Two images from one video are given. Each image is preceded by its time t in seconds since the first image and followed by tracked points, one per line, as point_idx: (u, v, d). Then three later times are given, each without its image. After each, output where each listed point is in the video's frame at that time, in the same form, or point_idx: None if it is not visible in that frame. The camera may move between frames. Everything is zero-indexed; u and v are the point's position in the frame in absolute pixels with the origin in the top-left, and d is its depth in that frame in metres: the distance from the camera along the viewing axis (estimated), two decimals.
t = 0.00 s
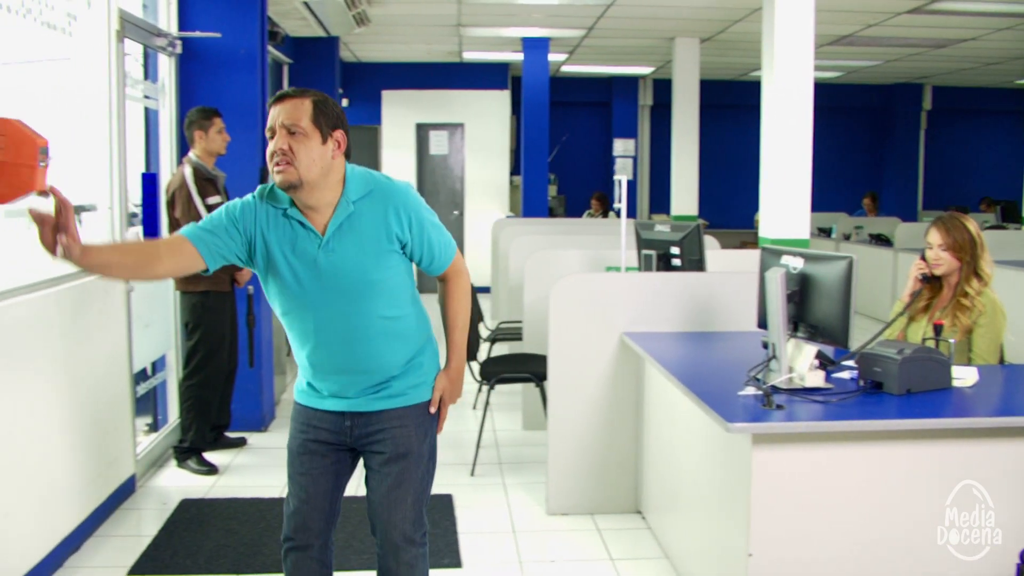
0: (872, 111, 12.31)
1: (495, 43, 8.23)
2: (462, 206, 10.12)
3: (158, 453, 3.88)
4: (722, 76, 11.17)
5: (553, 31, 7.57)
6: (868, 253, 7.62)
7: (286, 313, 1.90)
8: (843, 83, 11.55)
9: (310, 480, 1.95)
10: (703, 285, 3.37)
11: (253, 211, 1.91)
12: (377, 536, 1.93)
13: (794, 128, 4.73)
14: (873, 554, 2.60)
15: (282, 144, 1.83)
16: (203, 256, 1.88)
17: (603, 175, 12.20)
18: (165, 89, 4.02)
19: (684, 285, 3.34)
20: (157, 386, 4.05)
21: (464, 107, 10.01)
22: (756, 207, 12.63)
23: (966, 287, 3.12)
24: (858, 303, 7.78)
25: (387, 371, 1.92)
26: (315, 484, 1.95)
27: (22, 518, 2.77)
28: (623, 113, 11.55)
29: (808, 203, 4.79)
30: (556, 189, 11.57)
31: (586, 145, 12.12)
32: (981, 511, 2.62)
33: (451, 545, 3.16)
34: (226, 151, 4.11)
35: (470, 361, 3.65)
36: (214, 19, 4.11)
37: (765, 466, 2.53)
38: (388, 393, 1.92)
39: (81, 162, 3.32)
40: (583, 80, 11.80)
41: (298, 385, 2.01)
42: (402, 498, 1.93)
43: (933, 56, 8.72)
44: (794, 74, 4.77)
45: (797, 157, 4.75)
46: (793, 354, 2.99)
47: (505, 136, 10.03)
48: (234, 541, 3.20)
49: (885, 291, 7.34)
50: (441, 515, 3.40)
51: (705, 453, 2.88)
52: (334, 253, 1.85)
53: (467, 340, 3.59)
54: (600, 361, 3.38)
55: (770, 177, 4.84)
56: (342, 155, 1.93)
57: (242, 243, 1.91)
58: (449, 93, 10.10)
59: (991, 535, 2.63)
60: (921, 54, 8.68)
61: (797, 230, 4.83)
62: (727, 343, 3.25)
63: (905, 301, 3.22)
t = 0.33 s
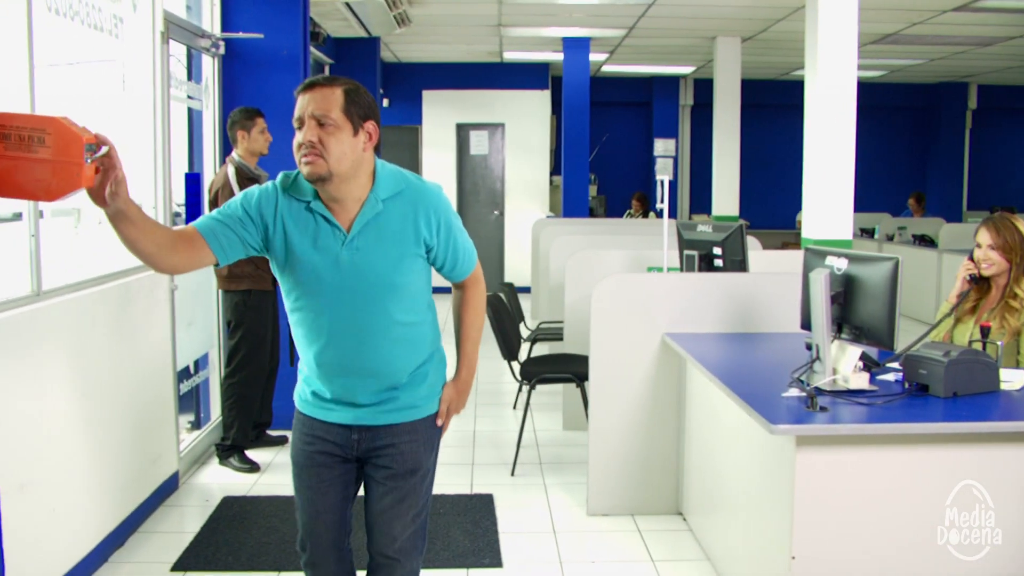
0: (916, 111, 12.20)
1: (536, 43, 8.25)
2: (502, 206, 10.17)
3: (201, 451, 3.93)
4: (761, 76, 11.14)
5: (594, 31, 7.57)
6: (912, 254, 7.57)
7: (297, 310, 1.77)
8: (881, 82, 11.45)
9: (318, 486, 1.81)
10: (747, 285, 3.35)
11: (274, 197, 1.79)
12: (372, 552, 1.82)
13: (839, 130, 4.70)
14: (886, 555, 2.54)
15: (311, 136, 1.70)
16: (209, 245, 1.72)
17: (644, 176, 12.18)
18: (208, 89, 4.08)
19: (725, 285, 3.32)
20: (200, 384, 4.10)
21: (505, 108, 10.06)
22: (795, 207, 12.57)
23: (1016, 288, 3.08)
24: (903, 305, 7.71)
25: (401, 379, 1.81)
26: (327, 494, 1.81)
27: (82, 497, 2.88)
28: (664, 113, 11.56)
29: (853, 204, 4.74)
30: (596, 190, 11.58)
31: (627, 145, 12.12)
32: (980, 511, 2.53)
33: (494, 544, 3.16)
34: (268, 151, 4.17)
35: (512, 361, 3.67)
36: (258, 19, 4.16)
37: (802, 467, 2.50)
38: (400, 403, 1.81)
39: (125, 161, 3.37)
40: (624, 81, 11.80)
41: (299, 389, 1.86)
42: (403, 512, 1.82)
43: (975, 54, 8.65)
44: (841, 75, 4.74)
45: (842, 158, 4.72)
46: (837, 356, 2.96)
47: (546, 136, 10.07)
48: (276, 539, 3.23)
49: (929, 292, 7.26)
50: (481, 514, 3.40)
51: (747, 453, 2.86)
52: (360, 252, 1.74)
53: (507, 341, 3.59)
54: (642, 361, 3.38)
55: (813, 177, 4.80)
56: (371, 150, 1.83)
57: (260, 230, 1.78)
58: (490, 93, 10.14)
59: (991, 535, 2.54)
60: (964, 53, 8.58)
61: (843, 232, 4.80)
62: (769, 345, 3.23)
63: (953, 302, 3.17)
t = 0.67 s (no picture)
0: (935, 112, 12.14)
1: (554, 43, 8.24)
2: (520, 206, 10.18)
3: (218, 450, 3.95)
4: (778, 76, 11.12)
5: (612, 30, 7.56)
6: (931, 254, 7.55)
7: (298, 315, 1.71)
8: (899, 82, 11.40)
9: (321, 485, 1.76)
10: (766, 285, 3.34)
11: (266, 200, 1.72)
12: (384, 553, 1.82)
13: (859, 130, 4.68)
14: (892, 556, 2.53)
15: (347, 129, 1.66)
16: (206, 263, 1.66)
17: (662, 176, 12.17)
18: (227, 90, 4.10)
19: (743, 285, 3.31)
20: (219, 383, 4.13)
21: (523, 108, 10.06)
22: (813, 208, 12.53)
23: None
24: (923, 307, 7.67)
25: (407, 376, 1.78)
26: (329, 493, 1.76)
27: (103, 492, 2.91)
28: (683, 113, 11.56)
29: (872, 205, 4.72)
30: (614, 190, 11.57)
31: (644, 144, 12.10)
32: (981, 511, 2.52)
33: (511, 544, 3.16)
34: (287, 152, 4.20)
35: (530, 362, 3.68)
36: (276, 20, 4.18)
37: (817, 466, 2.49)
38: (407, 400, 1.78)
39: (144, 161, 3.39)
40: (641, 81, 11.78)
41: (292, 396, 1.80)
42: (417, 510, 1.82)
43: (994, 53, 8.60)
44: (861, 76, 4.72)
45: (863, 159, 4.70)
46: (857, 356, 2.95)
47: (563, 136, 10.06)
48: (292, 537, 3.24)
49: (949, 293, 7.23)
50: (499, 514, 3.40)
51: (765, 454, 2.85)
52: (364, 246, 1.71)
53: (526, 341, 3.58)
54: (660, 361, 3.38)
55: (833, 178, 4.78)
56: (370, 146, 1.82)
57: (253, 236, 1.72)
58: (508, 92, 10.14)
59: (990, 535, 2.52)
60: (984, 52, 8.53)
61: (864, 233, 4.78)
62: (787, 346, 3.22)
63: (974, 303, 3.14)
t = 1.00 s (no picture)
0: (942, 112, 12.12)
1: (560, 43, 8.22)
2: (527, 207, 10.17)
3: (226, 450, 3.96)
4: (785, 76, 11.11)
5: (618, 30, 7.55)
6: (940, 254, 7.53)
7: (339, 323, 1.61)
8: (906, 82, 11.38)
9: (323, 489, 1.68)
10: (773, 286, 3.33)
11: (305, 209, 1.58)
12: (401, 548, 1.77)
13: (867, 130, 4.67)
14: (894, 556, 2.52)
15: (415, 129, 1.59)
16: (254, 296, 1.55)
17: (669, 177, 12.16)
18: (235, 90, 4.11)
19: (751, 285, 3.31)
20: (227, 383, 4.14)
21: (530, 108, 10.05)
22: (820, 208, 12.52)
23: None
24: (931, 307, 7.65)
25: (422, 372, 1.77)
26: (330, 497, 1.68)
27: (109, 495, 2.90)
28: (689, 113, 11.54)
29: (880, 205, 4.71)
30: (620, 190, 11.57)
31: (651, 144, 12.09)
32: (980, 510, 2.51)
33: (519, 545, 3.16)
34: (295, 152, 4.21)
35: (537, 362, 3.68)
36: (284, 20, 4.19)
37: (823, 465, 2.48)
38: (425, 395, 1.78)
39: (152, 161, 3.40)
40: (648, 81, 11.77)
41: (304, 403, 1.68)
42: (437, 498, 1.80)
43: (1001, 53, 8.58)
44: (869, 75, 4.71)
45: (871, 158, 4.69)
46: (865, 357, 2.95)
47: (570, 137, 10.06)
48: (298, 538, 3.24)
49: (958, 293, 7.21)
50: (506, 515, 3.41)
51: (773, 453, 2.85)
52: (409, 247, 1.67)
53: (533, 341, 3.58)
54: (667, 361, 3.38)
55: (839, 178, 4.78)
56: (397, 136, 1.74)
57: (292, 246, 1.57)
58: (514, 93, 10.14)
59: (990, 535, 2.51)
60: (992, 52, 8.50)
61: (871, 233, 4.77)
62: (795, 346, 3.22)
63: (982, 304, 3.10)
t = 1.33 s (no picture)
0: (939, 111, 12.13)
1: (557, 43, 8.22)
2: (524, 207, 10.18)
3: (222, 450, 3.96)
4: (781, 76, 11.12)
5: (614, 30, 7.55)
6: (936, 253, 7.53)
7: (425, 341, 1.49)
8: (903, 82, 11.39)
9: (394, 494, 1.50)
10: (769, 285, 3.34)
11: (417, 222, 1.43)
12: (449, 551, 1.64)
13: (863, 130, 4.68)
14: (893, 555, 2.53)
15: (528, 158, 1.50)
16: (360, 313, 1.38)
17: (665, 176, 12.16)
18: (230, 90, 4.11)
19: (746, 285, 3.31)
20: (222, 384, 4.13)
21: (526, 108, 10.06)
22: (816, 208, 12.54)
23: None
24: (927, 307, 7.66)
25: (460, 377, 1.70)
26: (402, 503, 1.50)
27: (103, 499, 2.89)
28: (685, 113, 11.55)
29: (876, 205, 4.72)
30: (616, 190, 11.57)
31: (647, 144, 12.10)
32: (981, 511, 2.52)
33: (513, 545, 3.16)
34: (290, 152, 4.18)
35: (532, 362, 3.68)
36: (280, 21, 4.19)
37: (823, 465, 2.49)
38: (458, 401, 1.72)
39: (148, 161, 3.39)
40: (645, 81, 11.77)
41: (364, 413, 1.51)
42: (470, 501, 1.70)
43: (997, 53, 8.59)
44: (865, 76, 4.73)
45: (867, 158, 4.69)
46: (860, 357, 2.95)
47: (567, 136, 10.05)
48: (296, 539, 3.24)
49: (954, 293, 7.22)
50: (501, 514, 3.41)
51: (769, 452, 2.84)
52: (490, 261, 1.57)
53: (528, 341, 3.58)
54: (663, 360, 3.38)
55: (835, 178, 4.79)
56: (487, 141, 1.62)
57: (402, 259, 1.41)
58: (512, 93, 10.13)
59: (990, 535, 2.52)
60: (988, 52, 8.51)
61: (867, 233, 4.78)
62: (791, 346, 3.21)
63: (975, 303, 3.09)
